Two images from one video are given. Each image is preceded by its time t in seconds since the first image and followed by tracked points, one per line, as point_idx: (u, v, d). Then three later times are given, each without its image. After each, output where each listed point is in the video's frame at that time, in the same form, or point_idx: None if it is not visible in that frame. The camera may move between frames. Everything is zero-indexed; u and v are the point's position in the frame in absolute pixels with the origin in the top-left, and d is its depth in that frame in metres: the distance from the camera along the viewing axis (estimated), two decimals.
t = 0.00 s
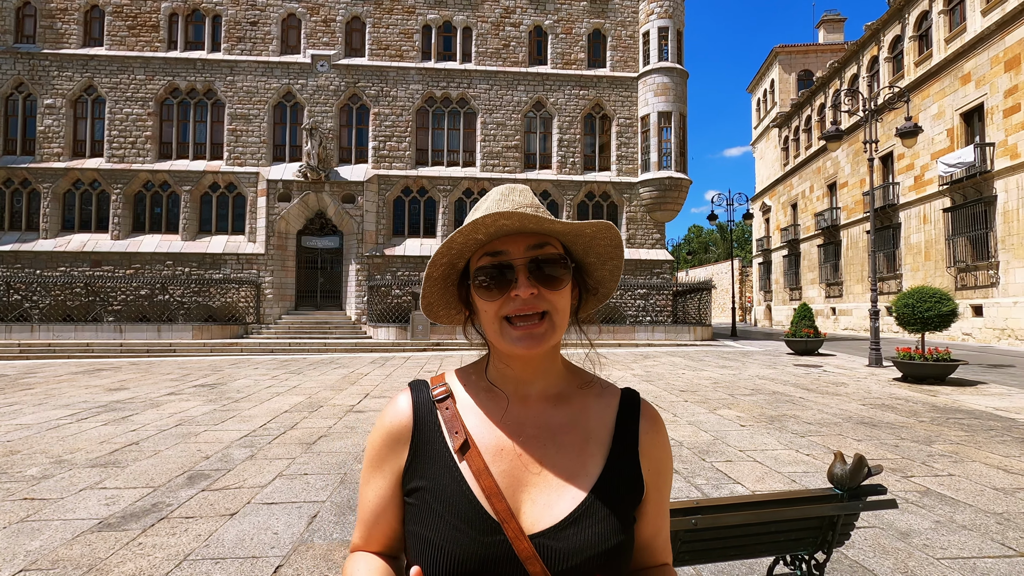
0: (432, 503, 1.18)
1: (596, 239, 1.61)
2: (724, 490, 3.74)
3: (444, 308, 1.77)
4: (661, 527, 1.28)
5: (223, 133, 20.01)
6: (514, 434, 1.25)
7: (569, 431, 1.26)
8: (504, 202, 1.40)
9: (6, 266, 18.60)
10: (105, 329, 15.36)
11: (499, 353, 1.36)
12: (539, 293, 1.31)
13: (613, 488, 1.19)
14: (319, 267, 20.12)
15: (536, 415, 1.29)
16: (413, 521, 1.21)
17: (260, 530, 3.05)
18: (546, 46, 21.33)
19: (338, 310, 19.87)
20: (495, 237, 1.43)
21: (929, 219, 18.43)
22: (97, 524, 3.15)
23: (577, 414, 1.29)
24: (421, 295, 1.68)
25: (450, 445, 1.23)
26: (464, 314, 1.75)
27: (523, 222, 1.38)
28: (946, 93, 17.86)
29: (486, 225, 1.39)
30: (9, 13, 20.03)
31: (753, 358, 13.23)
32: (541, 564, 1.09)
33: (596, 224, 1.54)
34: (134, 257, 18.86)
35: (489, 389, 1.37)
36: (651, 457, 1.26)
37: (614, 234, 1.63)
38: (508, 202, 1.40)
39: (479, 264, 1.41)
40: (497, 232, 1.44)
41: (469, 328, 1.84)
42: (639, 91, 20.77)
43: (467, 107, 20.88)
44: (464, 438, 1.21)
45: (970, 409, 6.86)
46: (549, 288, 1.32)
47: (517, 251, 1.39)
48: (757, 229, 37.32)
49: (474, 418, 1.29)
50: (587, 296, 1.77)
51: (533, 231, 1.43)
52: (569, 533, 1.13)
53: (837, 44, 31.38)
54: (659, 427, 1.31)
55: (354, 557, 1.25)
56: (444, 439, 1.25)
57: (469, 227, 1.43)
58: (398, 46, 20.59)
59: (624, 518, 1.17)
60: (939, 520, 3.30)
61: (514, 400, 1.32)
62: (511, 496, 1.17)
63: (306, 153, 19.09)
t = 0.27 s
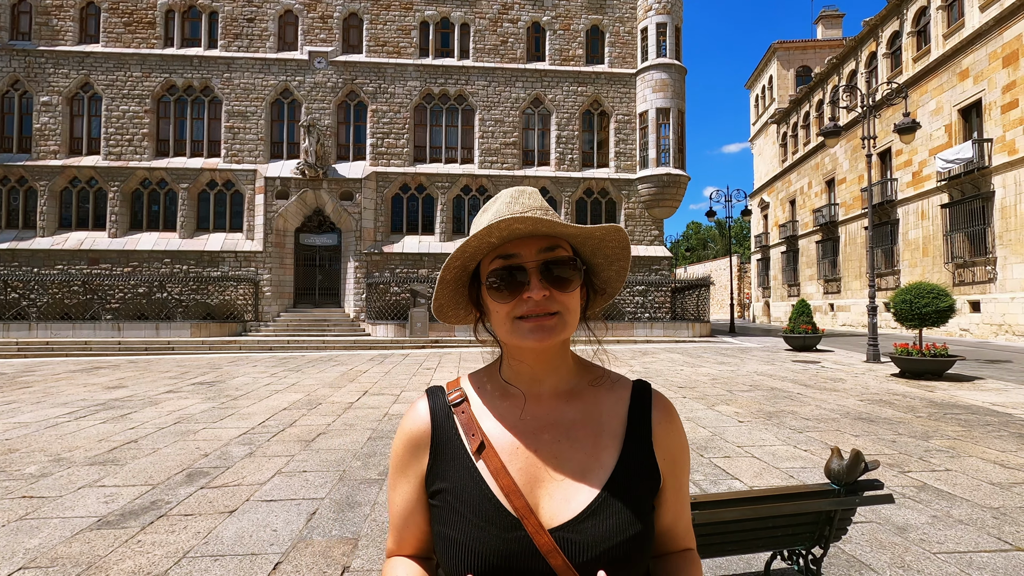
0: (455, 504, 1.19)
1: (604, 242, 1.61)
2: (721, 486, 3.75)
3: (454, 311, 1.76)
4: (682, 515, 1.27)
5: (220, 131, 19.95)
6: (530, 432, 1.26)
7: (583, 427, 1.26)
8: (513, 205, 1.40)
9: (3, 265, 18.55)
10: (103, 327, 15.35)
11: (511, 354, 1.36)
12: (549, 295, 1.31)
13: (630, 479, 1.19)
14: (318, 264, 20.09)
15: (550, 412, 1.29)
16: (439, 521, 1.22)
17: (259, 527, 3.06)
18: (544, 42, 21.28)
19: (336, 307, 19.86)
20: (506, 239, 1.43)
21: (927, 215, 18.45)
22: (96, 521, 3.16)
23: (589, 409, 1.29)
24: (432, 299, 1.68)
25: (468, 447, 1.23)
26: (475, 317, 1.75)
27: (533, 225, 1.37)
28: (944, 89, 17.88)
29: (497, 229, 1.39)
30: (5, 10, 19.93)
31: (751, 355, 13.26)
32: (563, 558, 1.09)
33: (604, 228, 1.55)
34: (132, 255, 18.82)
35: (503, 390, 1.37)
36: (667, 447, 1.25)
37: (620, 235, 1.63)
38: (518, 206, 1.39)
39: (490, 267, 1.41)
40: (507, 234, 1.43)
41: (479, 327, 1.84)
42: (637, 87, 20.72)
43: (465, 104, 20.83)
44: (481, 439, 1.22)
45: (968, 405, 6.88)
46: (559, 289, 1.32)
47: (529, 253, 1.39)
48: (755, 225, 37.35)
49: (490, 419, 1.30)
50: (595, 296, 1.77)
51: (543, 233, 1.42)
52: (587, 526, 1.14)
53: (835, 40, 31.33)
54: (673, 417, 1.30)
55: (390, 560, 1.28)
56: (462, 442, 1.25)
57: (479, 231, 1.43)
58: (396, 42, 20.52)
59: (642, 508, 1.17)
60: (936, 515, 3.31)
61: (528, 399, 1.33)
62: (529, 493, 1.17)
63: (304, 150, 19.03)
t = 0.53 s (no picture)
0: (467, 504, 1.20)
1: (617, 252, 1.60)
2: (719, 490, 3.75)
3: (467, 306, 1.78)
4: (695, 520, 1.25)
5: (219, 134, 19.96)
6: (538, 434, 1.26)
7: (592, 429, 1.26)
8: (528, 210, 1.40)
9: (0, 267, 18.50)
10: (100, 331, 15.30)
11: (520, 357, 1.36)
12: (555, 300, 1.30)
13: (638, 481, 1.18)
14: (316, 268, 20.08)
15: (558, 415, 1.30)
16: (451, 521, 1.24)
17: (255, 532, 3.05)
18: (543, 47, 21.38)
19: (334, 311, 19.83)
20: (518, 242, 1.44)
21: (924, 220, 18.53)
22: (91, 525, 3.14)
23: (599, 411, 1.29)
24: (445, 295, 1.70)
25: (479, 448, 1.25)
26: (487, 314, 1.76)
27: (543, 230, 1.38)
28: (940, 95, 18.00)
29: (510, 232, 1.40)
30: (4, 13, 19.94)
31: (749, 359, 13.28)
32: (571, 558, 1.09)
33: (618, 238, 1.55)
34: (129, 258, 18.79)
35: (513, 391, 1.38)
36: (677, 449, 1.24)
37: (634, 248, 1.62)
38: (532, 210, 1.41)
39: (502, 268, 1.41)
40: (520, 239, 1.44)
41: (490, 327, 1.86)
42: (636, 92, 20.82)
43: (464, 108, 20.89)
44: (492, 441, 1.23)
45: (965, 410, 6.90)
46: (567, 295, 1.32)
47: (539, 257, 1.39)
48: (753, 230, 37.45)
49: (502, 420, 1.31)
50: (606, 305, 1.77)
51: (554, 238, 1.43)
52: (596, 527, 1.13)
53: (832, 46, 31.53)
54: (685, 419, 1.29)
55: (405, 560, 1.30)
56: (473, 443, 1.27)
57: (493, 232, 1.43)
58: (395, 47, 20.59)
59: (651, 510, 1.16)
60: (934, 520, 3.32)
61: (537, 401, 1.34)
62: (538, 494, 1.18)
63: (303, 154, 19.05)
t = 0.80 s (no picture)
0: (463, 505, 1.21)
1: (637, 275, 1.58)
2: (718, 492, 3.76)
3: (479, 298, 1.78)
4: (694, 533, 1.24)
5: (218, 136, 19.95)
6: (539, 437, 1.27)
7: (593, 436, 1.26)
8: (555, 217, 1.39)
9: None
10: (98, 333, 15.28)
11: (527, 360, 1.37)
12: (568, 312, 1.31)
13: (635, 493, 1.18)
14: (315, 270, 20.08)
15: (561, 419, 1.30)
16: (447, 521, 1.25)
17: (254, 535, 3.04)
18: (541, 49, 21.42)
19: (333, 313, 19.82)
20: (539, 247, 1.43)
21: (921, 222, 18.58)
22: (89, 529, 3.14)
23: (600, 418, 1.29)
24: (459, 285, 1.70)
25: (478, 448, 1.26)
26: (497, 309, 1.76)
27: (569, 243, 1.37)
28: (938, 98, 18.07)
29: (535, 237, 1.39)
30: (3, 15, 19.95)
31: (748, 361, 13.29)
32: (563, 564, 1.10)
33: (645, 267, 1.54)
34: (128, 260, 18.76)
35: (517, 393, 1.39)
36: (678, 461, 1.23)
37: (657, 276, 1.61)
38: (560, 217, 1.39)
39: (518, 271, 1.42)
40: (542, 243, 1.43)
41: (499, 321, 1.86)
42: (634, 95, 20.87)
43: (462, 110, 20.92)
44: (491, 442, 1.24)
45: (963, 411, 6.92)
46: (580, 309, 1.32)
47: (560, 268, 1.39)
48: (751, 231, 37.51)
49: (503, 421, 1.31)
50: (616, 320, 1.77)
51: (579, 250, 1.42)
52: (589, 534, 1.14)
53: (830, 49, 31.65)
54: (688, 430, 1.28)
55: (405, 557, 1.31)
56: (472, 443, 1.28)
57: (517, 234, 1.43)
58: (394, 49, 20.62)
59: (647, 519, 1.16)
60: (932, 521, 3.32)
61: (541, 405, 1.34)
62: (533, 498, 1.18)
63: (302, 156, 19.04)
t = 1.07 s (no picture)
0: (458, 505, 1.21)
1: (637, 273, 1.58)
2: (717, 492, 3.76)
3: (477, 293, 1.78)
4: (690, 536, 1.24)
5: (217, 135, 19.92)
6: (535, 437, 1.27)
7: (590, 437, 1.26)
8: (558, 213, 1.40)
9: None
10: (97, 332, 15.27)
11: (524, 355, 1.37)
12: (567, 307, 1.31)
13: (632, 495, 1.18)
14: (314, 269, 20.07)
15: (558, 419, 1.30)
16: (442, 521, 1.25)
17: (252, 534, 3.04)
18: (541, 49, 21.41)
19: (332, 312, 19.81)
20: (540, 240, 1.43)
21: (920, 222, 18.60)
22: (88, 528, 3.13)
23: (598, 419, 1.29)
24: (457, 278, 1.70)
25: (474, 448, 1.26)
26: (495, 304, 1.76)
27: (570, 237, 1.37)
28: (937, 98, 18.08)
29: (536, 231, 1.40)
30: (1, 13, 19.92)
31: (747, 361, 13.30)
32: (556, 566, 1.10)
33: (646, 264, 1.54)
34: (126, 259, 18.74)
35: (515, 391, 1.39)
36: (675, 464, 1.22)
37: (659, 273, 1.60)
38: (563, 212, 1.40)
39: (519, 265, 1.42)
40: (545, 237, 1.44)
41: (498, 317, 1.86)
42: (634, 94, 20.86)
43: (462, 110, 20.90)
44: (486, 443, 1.24)
45: (961, 411, 6.93)
46: (579, 305, 1.32)
47: (560, 263, 1.39)
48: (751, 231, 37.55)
49: (500, 422, 1.31)
50: (616, 320, 1.76)
51: (580, 245, 1.42)
52: (584, 537, 1.13)
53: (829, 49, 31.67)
54: (687, 433, 1.27)
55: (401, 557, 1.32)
56: (468, 443, 1.28)
57: (518, 227, 1.43)
58: (393, 48, 20.60)
59: (643, 522, 1.16)
60: (930, 521, 3.33)
61: (538, 403, 1.34)
62: (529, 500, 1.18)
63: (301, 155, 19.02)
